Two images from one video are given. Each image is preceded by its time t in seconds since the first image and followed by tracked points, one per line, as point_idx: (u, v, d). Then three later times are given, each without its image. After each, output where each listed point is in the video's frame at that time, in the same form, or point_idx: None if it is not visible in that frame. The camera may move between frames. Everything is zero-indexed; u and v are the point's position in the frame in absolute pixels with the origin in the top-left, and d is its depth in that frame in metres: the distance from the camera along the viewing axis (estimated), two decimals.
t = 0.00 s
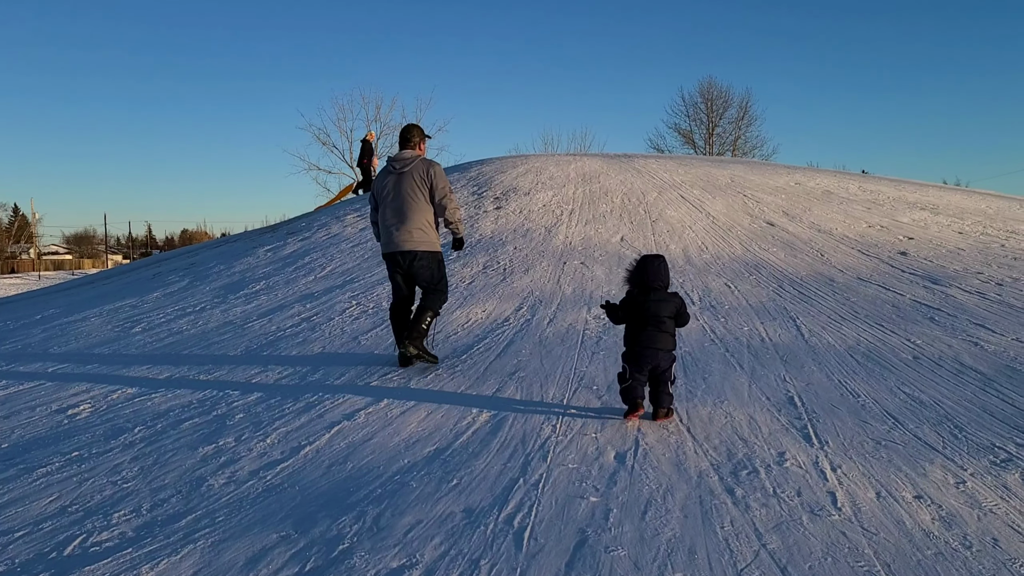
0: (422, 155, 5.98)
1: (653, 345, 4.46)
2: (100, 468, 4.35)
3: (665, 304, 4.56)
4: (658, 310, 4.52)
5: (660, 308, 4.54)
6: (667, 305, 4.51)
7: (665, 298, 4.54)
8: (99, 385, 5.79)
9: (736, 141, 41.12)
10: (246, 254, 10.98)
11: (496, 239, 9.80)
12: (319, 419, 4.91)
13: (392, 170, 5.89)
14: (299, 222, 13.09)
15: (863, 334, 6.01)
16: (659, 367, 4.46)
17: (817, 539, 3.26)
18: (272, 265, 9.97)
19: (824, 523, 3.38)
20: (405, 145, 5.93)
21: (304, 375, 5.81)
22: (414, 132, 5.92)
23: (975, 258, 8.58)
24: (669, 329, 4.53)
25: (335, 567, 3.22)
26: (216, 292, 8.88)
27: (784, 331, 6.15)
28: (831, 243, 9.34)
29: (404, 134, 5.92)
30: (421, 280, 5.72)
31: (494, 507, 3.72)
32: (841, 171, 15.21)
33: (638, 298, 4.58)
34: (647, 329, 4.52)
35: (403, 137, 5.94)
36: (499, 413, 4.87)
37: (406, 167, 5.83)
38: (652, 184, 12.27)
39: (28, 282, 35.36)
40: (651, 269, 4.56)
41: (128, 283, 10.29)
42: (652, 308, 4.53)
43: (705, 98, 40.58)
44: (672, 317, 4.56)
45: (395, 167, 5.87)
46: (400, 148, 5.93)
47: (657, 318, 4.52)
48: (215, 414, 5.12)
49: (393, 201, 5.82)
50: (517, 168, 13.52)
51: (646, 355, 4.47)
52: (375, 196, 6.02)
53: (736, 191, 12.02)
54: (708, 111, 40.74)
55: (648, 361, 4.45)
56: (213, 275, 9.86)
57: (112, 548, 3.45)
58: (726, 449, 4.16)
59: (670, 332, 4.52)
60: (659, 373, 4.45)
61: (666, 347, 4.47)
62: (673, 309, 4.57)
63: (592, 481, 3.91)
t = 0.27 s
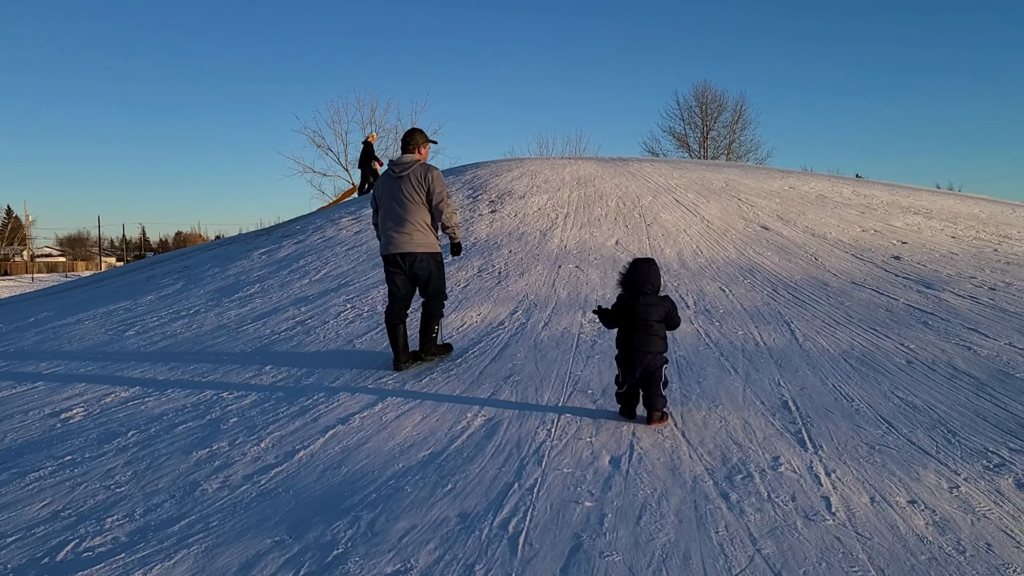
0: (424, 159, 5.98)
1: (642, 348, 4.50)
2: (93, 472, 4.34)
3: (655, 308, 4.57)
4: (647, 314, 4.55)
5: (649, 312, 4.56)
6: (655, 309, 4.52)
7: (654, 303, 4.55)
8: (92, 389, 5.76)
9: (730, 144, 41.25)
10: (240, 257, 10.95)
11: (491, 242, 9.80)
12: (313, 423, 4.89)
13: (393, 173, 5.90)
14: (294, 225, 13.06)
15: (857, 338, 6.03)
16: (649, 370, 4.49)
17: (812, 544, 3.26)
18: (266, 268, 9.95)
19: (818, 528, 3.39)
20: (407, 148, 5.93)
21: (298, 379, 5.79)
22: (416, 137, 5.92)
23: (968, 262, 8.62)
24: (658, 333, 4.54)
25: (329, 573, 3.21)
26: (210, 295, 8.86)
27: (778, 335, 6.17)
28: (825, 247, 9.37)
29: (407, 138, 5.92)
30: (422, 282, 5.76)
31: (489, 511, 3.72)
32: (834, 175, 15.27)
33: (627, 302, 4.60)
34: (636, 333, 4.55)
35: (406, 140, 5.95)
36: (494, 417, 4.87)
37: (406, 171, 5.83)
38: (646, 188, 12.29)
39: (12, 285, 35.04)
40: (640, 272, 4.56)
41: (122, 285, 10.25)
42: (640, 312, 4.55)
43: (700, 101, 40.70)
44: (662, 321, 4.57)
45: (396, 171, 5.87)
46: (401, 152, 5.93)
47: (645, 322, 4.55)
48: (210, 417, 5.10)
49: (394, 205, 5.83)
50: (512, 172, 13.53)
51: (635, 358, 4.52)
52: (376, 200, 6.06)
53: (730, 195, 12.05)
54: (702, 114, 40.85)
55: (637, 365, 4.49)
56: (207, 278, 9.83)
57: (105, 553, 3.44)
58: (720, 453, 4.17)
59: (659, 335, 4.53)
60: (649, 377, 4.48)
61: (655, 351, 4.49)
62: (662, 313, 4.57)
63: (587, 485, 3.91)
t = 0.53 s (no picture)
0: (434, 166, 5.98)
1: (635, 352, 4.58)
2: (88, 479, 4.31)
3: (646, 311, 4.64)
4: (639, 318, 4.61)
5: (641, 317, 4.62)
6: (646, 314, 4.59)
7: (646, 307, 4.62)
8: (88, 394, 5.73)
9: (729, 147, 41.23)
10: (237, 261, 10.92)
11: (489, 247, 9.78)
12: (309, 430, 4.87)
13: (402, 179, 5.91)
14: (291, 229, 13.04)
15: (855, 344, 6.01)
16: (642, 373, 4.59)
17: (810, 554, 3.23)
18: (263, 272, 9.93)
19: (817, 537, 3.35)
20: (419, 155, 5.94)
21: (295, 385, 5.76)
22: (428, 143, 5.92)
23: (967, 267, 8.59)
24: (650, 337, 4.62)
25: None
26: (207, 299, 8.83)
27: (777, 341, 6.14)
28: (823, 251, 9.34)
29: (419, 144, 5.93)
30: (423, 288, 5.74)
31: (485, 520, 3.69)
32: (833, 179, 15.25)
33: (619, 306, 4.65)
34: (629, 336, 4.61)
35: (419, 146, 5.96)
36: (490, 424, 4.84)
37: (414, 178, 5.83)
38: (644, 192, 12.27)
39: (10, 288, 34.98)
40: (632, 277, 4.61)
41: (120, 289, 10.23)
42: (633, 316, 4.62)
43: (698, 104, 40.70)
44: (656, 325, 4.65)
45: (405, 177, 5.88)
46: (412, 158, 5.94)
47: (638, 326, 4.62)
48: (206, 424, 5.07)
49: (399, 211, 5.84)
50: (510, 176, 13.51)
51: (628, 361, 4.60)
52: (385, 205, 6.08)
53: (729, 198, 12.02)
54: (701, 117, 40.84)
55: (631, 368, 4.57)
56: (204, 282, 9.81)
57: (99, 562, 3.41)
58: (718, 461, 4.14)
59: (651, 339, 4.61)
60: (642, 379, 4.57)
61: (648, 354, 4.58)
62: (653, 316, 4.65)
63: (584, 494, 3.88)
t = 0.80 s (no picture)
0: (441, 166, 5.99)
1: (636, 351, 4.65)
2: (83, 480, 4.29)
3: (651, 313, 4.71)
4: (643, 318, 4.69)
5: (645, 317, 4.70)
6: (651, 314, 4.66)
7: (651, 308, 4.68)
8: (84, 395, 5.72)
9: (726, 151, 41.30)
10: (234, 262, 10.92)
11: (486, 249, 9.78)
12: (305, 432, 4.86)
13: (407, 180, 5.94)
14: (289, 230, 13.03)
15: (852, 347, 6.01)
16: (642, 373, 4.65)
17: (806, 557, 3.22)
18: (261, 273, 9.92)
19: (813, 540, 3.35)
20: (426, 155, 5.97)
21: (291, 386, 5.75)
22: (437, 143, 5.94)
23: (963, 271, 8.60)
24: (653, 338, 4.69)
25: None
26: (204, 301, 8.82)
27: (773, 344, 6.14)
28: (820, 254, 9.35)
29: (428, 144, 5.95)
30: (418, 288, 5.75)
31: (481, 522, 3.68)
32: (830, 183, 15.28)
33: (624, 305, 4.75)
34: (632, 336, 4.70)
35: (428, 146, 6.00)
36: (487, 426, 4.83)
37: (417, 178, 5.85)
38: (642, 195, 12.28)
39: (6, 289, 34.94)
40: (640, 278, 4.70)
41: (117, 290, 10.22)
42: (637, 316, 4.70)
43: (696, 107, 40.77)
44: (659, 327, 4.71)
45: (410, 177, 5.91)
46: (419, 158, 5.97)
47: (641, 327, 4.69)
48: (201, 425, 5.06)
49: (402, 211, 5.88)
50: (508, 178, 13.52)
51: (629, 360, 4.69)
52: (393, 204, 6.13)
53: (726, 202, 12.03)
54: (698, 121, 40.92)
55: (631, 367, 4.66)
56: (201, 283, 9.80)
57: (93, 563, 3.40)
58: (714, 464, 4.14)
59: (654, 340, 4.68)
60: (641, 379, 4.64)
61: (649, 354, 4.65)
62: (658, 318, 4.72)
63: (580, 496, 3.87)
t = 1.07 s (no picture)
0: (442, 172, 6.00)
1: (631, 356, 4.68)
2: (77, 483, 4.28)
3: (645, 318, 4.74)
4: (635, 323, 4.73)
5: (638, 322, 4.73)
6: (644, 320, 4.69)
7: (644, 313, 4.71)
8: (79, 397, 5.71)
9: (724, 158, 41.43)
10: (231, 264, 10.91)
11: (483, 254, 9.79)
12: (300, 436, 4.85)
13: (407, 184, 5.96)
14: (286, 233, 13.03)
15: (847, 356, 6.02)
16: (634, 377, 4.66)
17: (799, 566, 3.22)
18: (257, 276, 9.92)
19: (806, 550, 3.35)
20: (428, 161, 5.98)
21: (287, 390, 5.74)
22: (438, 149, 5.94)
23: (959, 281, 8.63)
24: (646, 342, 4.71)
25: None
26: (201, 303, 8.81)
27: (769, 352, 6.15)
28: (817, 263, 9.38)
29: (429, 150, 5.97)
30: (411, 291, 5.76)
31: (475, 528, 3.68)
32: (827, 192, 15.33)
33: (617, 310, 4.80)
34: (625, 341, 4.73)
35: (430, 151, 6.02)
36: (482, 432, 4.83)
37: (416, 183, 5.87)
38: (640, 202, 12.30)
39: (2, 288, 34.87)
40: (632, 283, 4.74)
41: (113, 291, 10.20)
42: (630, 321, 4.74)
43: (694, 114, 40.90)
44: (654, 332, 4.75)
45: (410, 182, 5.93)
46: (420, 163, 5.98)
47: (633, 331, 4.72)
48: (196, 428, 5.05)
49: (399, 215, 5.90)
50: (506, 183, 13.54)
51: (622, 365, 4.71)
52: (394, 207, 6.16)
53: (723, 209, 12.06)
54: (697, 128, 41.04)
55: (623, 372, 4.69)
56: (198, 285, 9.79)
57: (85, 566, 3.39)
58: (708, 472, 4.14)
59: (646, 344, 4.69)
60: (634, 383, 4.65)
61: (642, 358, 4.67)
62: (651, 323, 4.74)
63: (574, 503, 3.87)
